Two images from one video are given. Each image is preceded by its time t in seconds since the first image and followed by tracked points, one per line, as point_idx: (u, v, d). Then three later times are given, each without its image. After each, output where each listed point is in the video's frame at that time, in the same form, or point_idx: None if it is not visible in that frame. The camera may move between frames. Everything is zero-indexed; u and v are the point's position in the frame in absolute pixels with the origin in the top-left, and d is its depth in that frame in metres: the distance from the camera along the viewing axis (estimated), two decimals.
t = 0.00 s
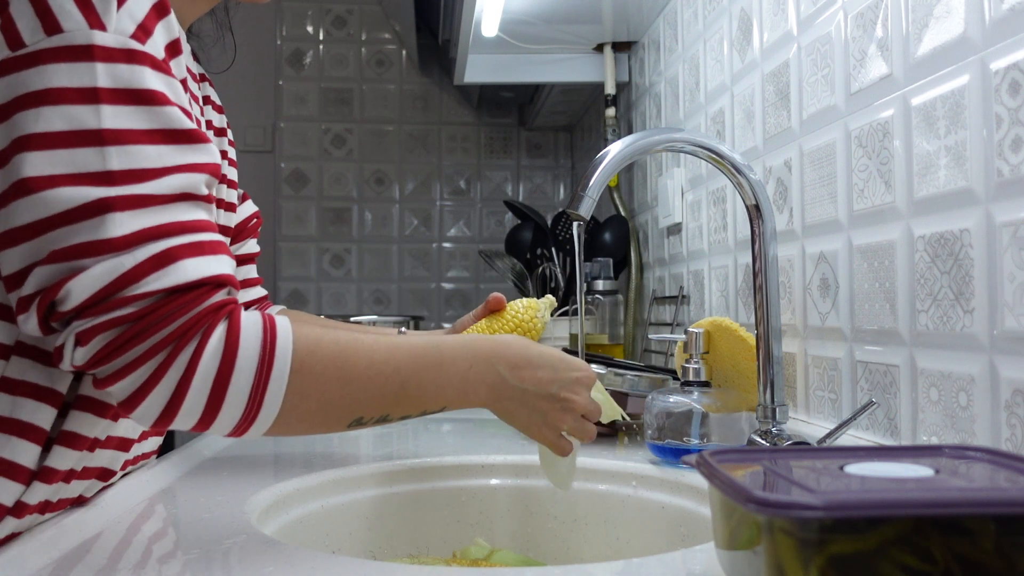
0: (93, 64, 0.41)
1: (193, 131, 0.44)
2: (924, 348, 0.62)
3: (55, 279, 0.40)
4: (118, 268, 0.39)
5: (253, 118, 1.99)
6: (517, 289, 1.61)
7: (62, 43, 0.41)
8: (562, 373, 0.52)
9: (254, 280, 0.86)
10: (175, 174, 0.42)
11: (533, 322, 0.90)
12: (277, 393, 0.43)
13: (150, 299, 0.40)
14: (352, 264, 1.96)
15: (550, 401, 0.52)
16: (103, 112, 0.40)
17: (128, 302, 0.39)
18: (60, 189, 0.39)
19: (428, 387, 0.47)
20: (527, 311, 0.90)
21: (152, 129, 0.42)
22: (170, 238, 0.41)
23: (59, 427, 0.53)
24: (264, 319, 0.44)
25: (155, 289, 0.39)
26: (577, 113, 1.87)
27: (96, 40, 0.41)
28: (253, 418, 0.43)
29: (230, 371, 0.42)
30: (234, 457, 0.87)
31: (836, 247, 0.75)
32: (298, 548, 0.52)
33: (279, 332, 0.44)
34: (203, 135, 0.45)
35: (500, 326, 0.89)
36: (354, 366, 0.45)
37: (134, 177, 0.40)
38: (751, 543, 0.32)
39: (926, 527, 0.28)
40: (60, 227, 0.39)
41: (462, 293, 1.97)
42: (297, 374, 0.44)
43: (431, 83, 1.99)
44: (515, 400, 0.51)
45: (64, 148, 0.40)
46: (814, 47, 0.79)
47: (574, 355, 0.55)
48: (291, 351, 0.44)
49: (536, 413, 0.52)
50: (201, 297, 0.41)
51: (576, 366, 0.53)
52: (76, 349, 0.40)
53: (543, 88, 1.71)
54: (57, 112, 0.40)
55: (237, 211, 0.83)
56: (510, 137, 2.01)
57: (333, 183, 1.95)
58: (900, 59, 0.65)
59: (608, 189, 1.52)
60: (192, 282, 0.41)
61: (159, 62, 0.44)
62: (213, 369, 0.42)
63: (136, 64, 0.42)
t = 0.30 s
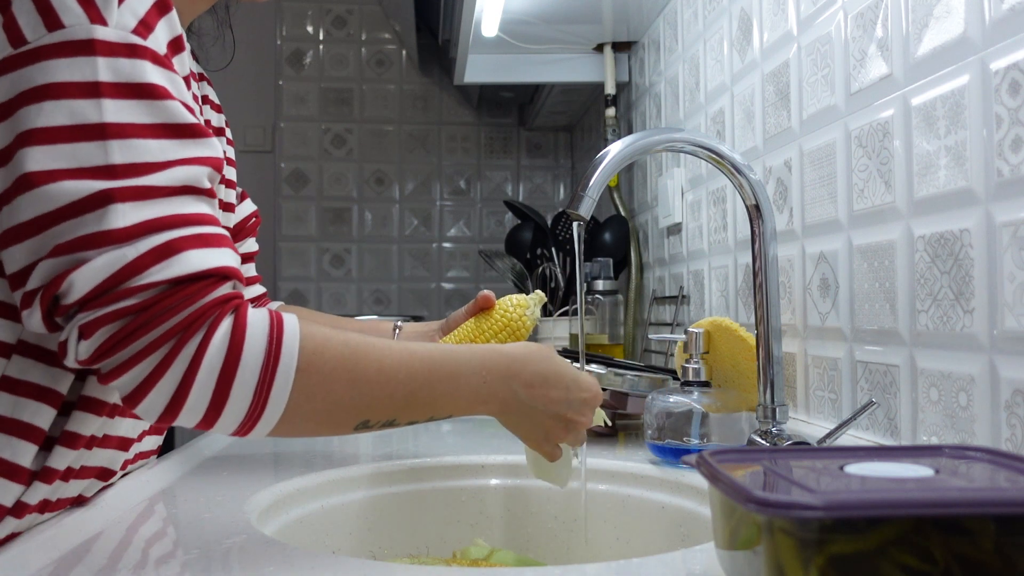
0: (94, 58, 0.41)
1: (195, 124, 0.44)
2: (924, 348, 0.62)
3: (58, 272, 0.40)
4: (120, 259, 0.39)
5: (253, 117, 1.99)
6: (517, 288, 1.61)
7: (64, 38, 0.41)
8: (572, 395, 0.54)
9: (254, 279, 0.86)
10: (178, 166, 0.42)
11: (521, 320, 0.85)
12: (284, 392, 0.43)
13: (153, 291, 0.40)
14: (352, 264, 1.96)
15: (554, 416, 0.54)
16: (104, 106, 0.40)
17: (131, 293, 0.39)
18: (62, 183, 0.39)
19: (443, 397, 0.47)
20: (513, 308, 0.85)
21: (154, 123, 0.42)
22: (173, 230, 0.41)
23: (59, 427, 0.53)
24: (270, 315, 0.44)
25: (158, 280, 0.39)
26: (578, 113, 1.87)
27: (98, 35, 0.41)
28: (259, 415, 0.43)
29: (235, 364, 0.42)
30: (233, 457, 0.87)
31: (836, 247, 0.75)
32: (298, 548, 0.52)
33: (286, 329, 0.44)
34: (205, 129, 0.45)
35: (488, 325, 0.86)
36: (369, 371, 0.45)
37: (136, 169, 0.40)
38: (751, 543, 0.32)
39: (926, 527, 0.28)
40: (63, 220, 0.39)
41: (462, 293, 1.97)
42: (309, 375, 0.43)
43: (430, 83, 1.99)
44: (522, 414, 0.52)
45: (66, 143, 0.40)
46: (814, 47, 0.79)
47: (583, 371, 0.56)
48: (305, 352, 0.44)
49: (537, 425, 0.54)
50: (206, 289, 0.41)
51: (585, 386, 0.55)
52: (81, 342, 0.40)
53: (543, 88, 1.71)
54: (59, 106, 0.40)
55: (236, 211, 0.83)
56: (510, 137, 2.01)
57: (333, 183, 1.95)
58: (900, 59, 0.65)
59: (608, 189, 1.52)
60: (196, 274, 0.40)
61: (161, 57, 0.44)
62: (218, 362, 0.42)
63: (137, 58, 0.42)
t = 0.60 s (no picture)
0: (94, 62, 0.40)
1: (196, 128, 0.44)
2: (924, 348, 0.62)
3: (62, 277, 0.39)
4: (124, 264, 0.39)
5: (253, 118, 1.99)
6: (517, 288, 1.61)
7: (64, 43, 0.41)
8: (570, 409, 0.53)
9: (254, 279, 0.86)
10: (180, 169, 0.42)
11: (516, 313, 0.85)
12: (289, 394, 0.43)
13: (158, 294, 0.40)
14: (352, 264, 1.96)
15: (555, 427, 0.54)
16: (105, 110, 0.40)
17: (136, 297, 0.39)
18: (64, 188, 0.39)
19: (445, 407, 0.47)
20: (506, 302, 0.86)
21: (155, 126, 0.42)
22: (177, 233, 0.41)
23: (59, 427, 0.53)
24: (275, 319, 0.44)
25: (162, 284, 0.39)
26: (578, 113, 1.87)
27: (97, 39, 0.41)
28: (263, 419, 0.43)
29: (240, 367, 0.42)
30: (234, 457, 0.87)
31: (836, 247, 0.75)
32: (298, 548, 0.52)
33: (291, 332, 0.44)
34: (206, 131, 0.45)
35: (483, 320, 0.86)
36: (373, 379, 0.45)
37: (139, 174, 0.40)
38: (751, 543, 0.32)
39: (926, 527, 0.28)
40: (66, 225, 0.39)
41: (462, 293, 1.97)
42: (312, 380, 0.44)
43: (431, 83, 1.99)
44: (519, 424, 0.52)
45: (68, 148, 0.40)
46: (814, 47, 0.79)
47: (586, 386, 0.56)
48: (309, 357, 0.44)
49: (536, 435, 0.54)
50: (210, 292, 0.41)
51: (585, 401, 0.55)
52: (85, 346, 0.40)
53: (543, 88, 1.71)
54: (60, 111, 0.40)
55: (235, 212, 0.83)
56: (510, 137, 2.01)
57: (333, 183, 1.95)
58: (900, 58, 0.65)
59: (608, 189, 1.52)
60: (200, 277, 0.41)
61: (160, 60, 0.44)
62: (223, 365, 0.42)
63: (137, 61, 0.42)
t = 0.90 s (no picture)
0: (99, 63, 0.41)
1: (200, 128, 0.44)
2: (924, 348, 0.62)
3: (69, 277, 0.40)
4: (130, 263, 0.39)
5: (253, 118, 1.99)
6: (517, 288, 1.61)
7: (68, 43, 0.40)
8: (576, 408, 0.54)
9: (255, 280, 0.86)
10: (186, 169, 0.42)
11: (512, 318, 0.85)
12: (296, 393, 0.43)
13: (164, 294, 0.40)
14: (352, 264, 1.96)
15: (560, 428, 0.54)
16: (110, 110, 0.40)
17: (142, 296, 0.39)
18: (70, 188, 0.39)
19: (452, 405, 0.48)
20: (503, 306, 0.85)
21: (160, 127, 0.42)
22: (183, 233, 0.41)
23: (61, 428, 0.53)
24: (281, 318, 0.44)
25: (169, 284, 0.40)
26: (577, 113, 1.87)
27: (102, 40, 0.41)
28: (272, 415, 0.43)
29: (247, 367, 0.42)
30: (234, 457, 0.87)
31: (836, 247, 0.75)
32: (298, 548, 0.52)
33: (297, 332, 0.44)
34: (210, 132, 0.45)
35: (479, 323, 0.86)
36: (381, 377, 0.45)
37: (144, 174, 0.40)
38: (751, 543, 0.32)
39: (926, 527, 0.28)
40: (72, 226, 0.39)
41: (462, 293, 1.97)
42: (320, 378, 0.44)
43: (431, 83, 1.99)
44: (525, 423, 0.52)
45: (73, 148, 0.40)
46: (814, 47, 0.79)
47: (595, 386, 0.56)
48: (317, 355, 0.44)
49: (541, 435, 0.54)
50: (217, 291, 0.41)
51: (593, 401, 0.55)
52: (92, 346, 0.40)
53: (543, 88, 1.71)
54: (65, 112, 0.40)
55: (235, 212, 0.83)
56: (510, 137, 2.01)
57: (333, 183, 1.95)
58: (900, 59, 0.65)
59: (608, 189, 1.52)
60: (206, 277, 0.41)
61: (164, 61, 0.44)
62: (230, 365, 0.42)
63: (142, 62, 0.42)
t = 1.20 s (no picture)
0: (79, 60, 0.41)
1: (184, 125, 0.43)
2: (924, 348, 0.62)
3: (51, 276, 0.40)
4: (109, 261, 0.39)
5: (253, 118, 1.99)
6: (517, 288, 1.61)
7: (50, 41, 0.41)
8: (587, 408, 0.52)
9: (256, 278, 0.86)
10: (168, 167, 0.42)
11: (515, 319, 0.85)
12: (281, 393, 0.43)
13: (145, 292, 0.40)
14: (352, 264, 1.96)
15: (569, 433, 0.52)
16: (91, 108, 0.40)
17: (121, 295, 0.39)
18: (50, 186, 0.39)
19: (449, 407, 0.47)
20: (507, 307, 0.85)
21: (142, 124, 0.42)
22: (164, 231, 0.40)
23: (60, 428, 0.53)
24: (268, 317, 0.44)
25: (149, 281, 0.39)
26: (577, 113, 1.87)
27: (84, 36, 0.41)
28: (255, 419, 0.43)
29: (229, 365, 0.42)
30: (234, 457, 0.87)
31: (836, 247, 0.75)
32: (298, 548, 0.52)
33: (283, 332, 0.43)
34: (196, 128, 0.45)
35: (483, 324, 0.86)
36: (371, 379, 0.44)
37: (124, 171, 0.40)
38: (751, 544, 0.32)
39: (926, 527, 0.28)
40: (53, 223, 0.39)
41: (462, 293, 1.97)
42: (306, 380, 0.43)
43: (430, 83, 1.99)
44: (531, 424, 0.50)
45: (53, 146, 0.40)
46: (814, 47, 0.79)
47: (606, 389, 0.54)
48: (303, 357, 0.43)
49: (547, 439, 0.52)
50: (199, 289, 0.41)
51: (604, 403, 0.53)
52: (75, 345, 0.40)
53: (542, 88, 1.71)
54: (47, 110, 0.40)
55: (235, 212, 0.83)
56: (510, 137, 2.01)
57: (333, 183, 1.95)
58: (900, 59, 0.65)
59: (608, 189, 1.52)
60: (187, 274, 0.40)
61: (151, 58, 0.44)
62: (212, 363, 0.42)
63: (124, 59, 0.42)
